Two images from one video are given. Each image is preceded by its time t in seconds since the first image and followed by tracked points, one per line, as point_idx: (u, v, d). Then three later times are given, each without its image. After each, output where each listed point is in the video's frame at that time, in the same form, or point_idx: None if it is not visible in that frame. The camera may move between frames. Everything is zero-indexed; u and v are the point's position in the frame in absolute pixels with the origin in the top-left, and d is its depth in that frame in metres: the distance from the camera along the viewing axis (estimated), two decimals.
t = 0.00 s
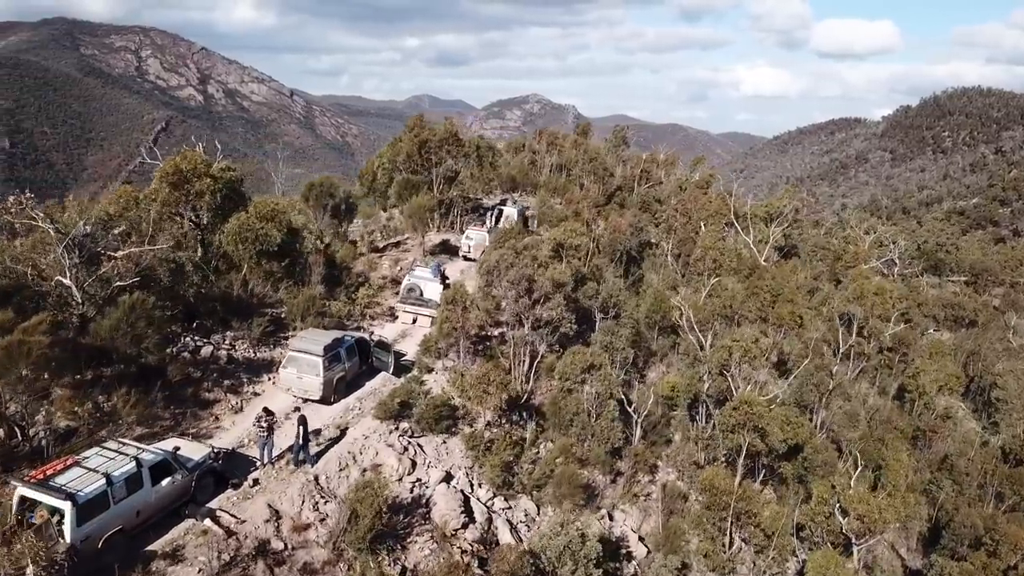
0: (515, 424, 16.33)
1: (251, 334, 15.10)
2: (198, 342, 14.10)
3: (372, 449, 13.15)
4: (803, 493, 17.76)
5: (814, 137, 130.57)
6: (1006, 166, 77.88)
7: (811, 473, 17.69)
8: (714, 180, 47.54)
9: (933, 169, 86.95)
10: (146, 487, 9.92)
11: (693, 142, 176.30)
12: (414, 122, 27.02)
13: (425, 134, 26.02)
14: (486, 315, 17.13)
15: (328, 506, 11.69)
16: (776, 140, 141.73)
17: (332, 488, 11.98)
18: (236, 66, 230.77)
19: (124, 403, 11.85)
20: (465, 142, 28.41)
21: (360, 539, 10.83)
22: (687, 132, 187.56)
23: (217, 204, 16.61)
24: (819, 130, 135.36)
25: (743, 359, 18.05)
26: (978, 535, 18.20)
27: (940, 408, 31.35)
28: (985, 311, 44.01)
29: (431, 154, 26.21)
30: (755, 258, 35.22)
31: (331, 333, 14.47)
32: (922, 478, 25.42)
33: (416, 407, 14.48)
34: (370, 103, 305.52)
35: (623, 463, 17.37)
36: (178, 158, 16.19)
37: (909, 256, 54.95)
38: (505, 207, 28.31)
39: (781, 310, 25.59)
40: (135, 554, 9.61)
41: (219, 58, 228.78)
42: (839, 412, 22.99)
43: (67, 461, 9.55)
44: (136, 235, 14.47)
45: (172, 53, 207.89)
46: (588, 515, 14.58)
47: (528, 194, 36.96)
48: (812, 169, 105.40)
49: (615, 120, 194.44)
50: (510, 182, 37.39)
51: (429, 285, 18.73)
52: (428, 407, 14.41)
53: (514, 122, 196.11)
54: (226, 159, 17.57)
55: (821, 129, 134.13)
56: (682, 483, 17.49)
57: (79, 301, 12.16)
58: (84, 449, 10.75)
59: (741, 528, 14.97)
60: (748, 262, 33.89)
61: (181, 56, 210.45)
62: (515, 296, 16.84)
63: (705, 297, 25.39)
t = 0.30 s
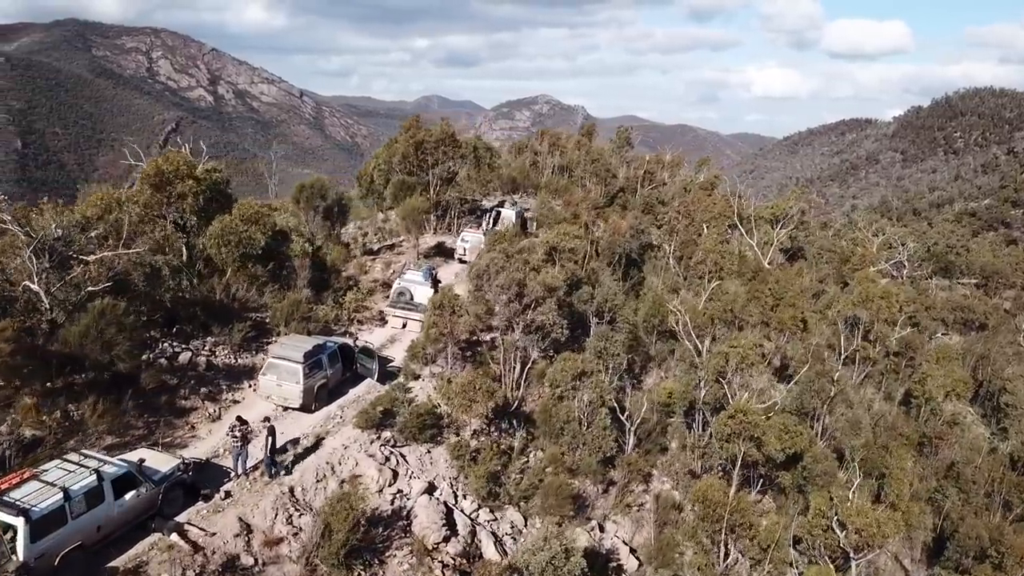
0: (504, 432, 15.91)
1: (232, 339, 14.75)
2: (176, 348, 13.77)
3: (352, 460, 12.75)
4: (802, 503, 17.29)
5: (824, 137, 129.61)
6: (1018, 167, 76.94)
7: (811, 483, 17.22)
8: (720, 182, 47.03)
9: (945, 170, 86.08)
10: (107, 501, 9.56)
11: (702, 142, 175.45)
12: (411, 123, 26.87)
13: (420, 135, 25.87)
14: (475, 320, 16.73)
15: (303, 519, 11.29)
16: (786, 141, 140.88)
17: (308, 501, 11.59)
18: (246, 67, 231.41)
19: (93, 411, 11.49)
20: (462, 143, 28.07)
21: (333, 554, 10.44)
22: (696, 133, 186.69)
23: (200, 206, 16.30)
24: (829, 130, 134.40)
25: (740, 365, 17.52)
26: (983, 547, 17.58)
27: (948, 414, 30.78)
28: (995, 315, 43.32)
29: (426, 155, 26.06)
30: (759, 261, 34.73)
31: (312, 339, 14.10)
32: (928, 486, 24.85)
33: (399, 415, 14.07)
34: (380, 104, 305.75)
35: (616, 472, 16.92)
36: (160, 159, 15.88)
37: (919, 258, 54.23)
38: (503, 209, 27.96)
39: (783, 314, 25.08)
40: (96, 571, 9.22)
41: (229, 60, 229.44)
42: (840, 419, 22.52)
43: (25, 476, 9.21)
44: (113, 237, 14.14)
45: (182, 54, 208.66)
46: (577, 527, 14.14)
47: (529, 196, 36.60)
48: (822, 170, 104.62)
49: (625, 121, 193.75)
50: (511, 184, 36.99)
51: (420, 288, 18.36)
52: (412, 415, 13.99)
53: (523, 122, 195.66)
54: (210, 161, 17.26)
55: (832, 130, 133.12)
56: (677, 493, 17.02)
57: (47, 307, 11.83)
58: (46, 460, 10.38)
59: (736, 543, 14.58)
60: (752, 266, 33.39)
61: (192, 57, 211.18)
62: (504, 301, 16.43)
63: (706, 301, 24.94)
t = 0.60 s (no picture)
0: (492, 441, 15.47)
1: (212, 345, 14.39)
2: (152, 354, 13.42)
3: (329, 471, 12.36)
4: (800, 514, 16.80)
5: (834, 138, 128.63)
6: None
7: (810, 494, 16.81)
8: (725, 183, 46.51)
9: (956, 172, 85.15)
10: (64, 517, 9.17)
11: (712, 143, 174.61)
12: (405, 124, 26.22)
13: (416, 135, 25.30)
14: (462, 325, 16.33)
15: (274, 534, 10.90)
16: (796, 141, 139.92)
17: (280, 515, 11.21)
18: (255, 67, 232.00)
19: (58, 421, 11.13)
20: (459, 143, 27.68)
21: (302, 571, 10.05)
22: (705, 133, 185.78)
23: (181, 208, 15.93)
24: (839, 131, 133.39)
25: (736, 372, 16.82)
26: (988, 560, 17.05)
27: (955, 420, 30.17)
28: (1006, 318, 42.62)
29: (422, 156, 25.55)
30: (762, 263, 34.23)
31: (291, 346, 13.72)
32: (932, 494, 24.28)
33: (380, 425, 13.67)
34: (389, 104, 306.13)
35: (607, 482, 16.45)
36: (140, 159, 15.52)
37: (929, 260, 53.50)
38: (501, 210, 27.59)
39: (784, 319, 24.57)
40: None
41: (239, 61, 230.17)
42: (842, 427, 22.03)
43: None
44: (88, 240, 13.77)
45: (192, 55, 209.54)
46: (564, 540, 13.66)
47: (530, 198, 36.23)
48: (832, 171, 103.78)
49: (633, 121, 193.06)
50: (511, 185, 36.56)
51: (409, 292, 17.97)
52: (393, 424, 13.58)
53: (532, 123, 195.31)
54: (194, 161, 16.87)
55: (842, 131, 132.08)
56: (670, 503, 16.53)
57: (12, 313, 11.47)
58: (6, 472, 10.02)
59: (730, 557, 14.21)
60: (755, 269, 32.87)
61: (202, 58, 211.94)
62: (493, 305, 15.99)
63: (705, 305, 24.47)
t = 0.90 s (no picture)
0: (476, 451, 15.01)
1: (188, 352, 14.04)
2: (124, 361, 13.07)
3: (303, 483, 11.96)
4: (798, 526, 16.28)
5: (845, 139, 127.59)
6: None
7: (807, 506, 16.32)
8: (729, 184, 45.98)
9: (968, 173, 84.22)
10: (14, 534, 8.79)
11: (721, 144, 173.72)
12: (400, 125, 25.87)
13: (411, 136, 24.93)
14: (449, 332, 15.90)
15: (241, 549, 10.47)
16: (806, 142, 138.98)
17: (248, 530, 10.80)
18: (266, 69, 232.76)
19: (20, 431, 10.77)
20: (455, 145, 27.31)
21: None
22: (715, 134, 184.84)
23: (160, 210, 15.59)
24: (850, 132, 132.33)
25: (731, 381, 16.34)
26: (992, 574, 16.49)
27: (963, 426, 29.54)
28: (1018, 321, 41.87)
29: (417, 157, 25.16)
30: (766, 266, 33.72)
31: (268, 353, 13.33)
32: (937, 503, 23.67)
33: (359, 434, 13.25)
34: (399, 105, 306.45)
35: (597, 492, 15.96)
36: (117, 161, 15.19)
37: (939, 263, 52.75)
38: (498, 213, 27.20)
39: (784, 324, 24.07)
40: None
41: (249, 62, 231.02)
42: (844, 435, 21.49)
43: None
44: (61, 242, 13.41)
45: (203, 57, 210.49)
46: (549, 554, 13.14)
47: (531, 199, 35.83)
48: (842, 172, 102.92)
49: (643, 122, 192.46)
50: (511, 186, 36.17)
51: (397, 297, 17.56)
52: (372, 434, 13.14)
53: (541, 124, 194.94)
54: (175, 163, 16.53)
55: (852, 131, 131.05)
56: (663, 515, 15.99)
57: None
58: None
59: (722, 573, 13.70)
60: (757, 273, 32.35)
61: (212, 59, 212.65)
62: (480, 310, 15.55)
63: (704, 310, 23.98)
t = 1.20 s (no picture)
0: (459, 461, 14.55)
1: (161, 358, 13.67)
2: (94, 368, 12.72)
3: (274, 496, 11.54)
4: (793, 539, 15.81)
5: (855, 140, 126.60)
6: None
7: (803, 519, 15.85)
8: (734, 185, 45.43)
9: (980, 174, 83.27)
10: None
11: (730, 144, 172.79)
12: (394, 125, 25.63)
13: (404, 136, 24.55)
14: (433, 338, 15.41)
15: (204, 567, 10.04)
16: (816, 143, 138.01)
17: (213, 546, 10.38)
18: (276, 69, 233.35)
19: None
20: (450, 145, 26.94)
21: None
22: (724, 135, 183.86)
23: (136, 213, 15.22)
24: (860, 133, 131.32)
25: (725, 390, 15.92)
26: None
27: (970, 433, 28.93)
28: None
29: (411, 158, 24.78)
30: (769, 268, 33.19)
31: (243, 360, 12.91)
32: (942, 512, 23.07)
33: (335, 444, 12.83)
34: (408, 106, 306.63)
35: (585, 503, 15.29)
36: (91, 163, 14.83)
37: (949, 265, 52.02)
38: (493, 215, 26.83)
39: (784, 329, 23.72)
40: None
41: (259, 63, 231.76)
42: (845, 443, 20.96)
43: None
44: (30, 246, 13.02)
45: (213, 58, 211.39)
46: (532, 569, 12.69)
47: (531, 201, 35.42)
48: (851, 173, 102.05)
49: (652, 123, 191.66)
50: (511, 188, 35.77)
51: (383, 301, 17.14)
52: (348, 444, 12.69)
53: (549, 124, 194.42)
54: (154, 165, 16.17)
55: (863, 132, 130.01)
56: (654, 527, 15.52)
57: None
58: None
59: None
60: (760, 276, 31.82)
61: (223, 60, 213.65)
62: (465, 315, 15.09)
63: (702, 314, 23.50)
